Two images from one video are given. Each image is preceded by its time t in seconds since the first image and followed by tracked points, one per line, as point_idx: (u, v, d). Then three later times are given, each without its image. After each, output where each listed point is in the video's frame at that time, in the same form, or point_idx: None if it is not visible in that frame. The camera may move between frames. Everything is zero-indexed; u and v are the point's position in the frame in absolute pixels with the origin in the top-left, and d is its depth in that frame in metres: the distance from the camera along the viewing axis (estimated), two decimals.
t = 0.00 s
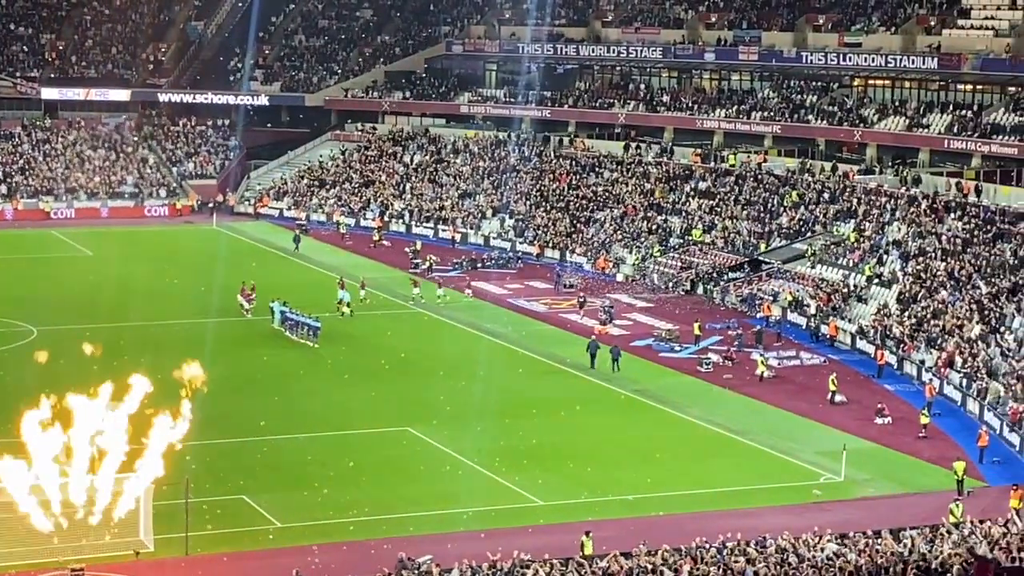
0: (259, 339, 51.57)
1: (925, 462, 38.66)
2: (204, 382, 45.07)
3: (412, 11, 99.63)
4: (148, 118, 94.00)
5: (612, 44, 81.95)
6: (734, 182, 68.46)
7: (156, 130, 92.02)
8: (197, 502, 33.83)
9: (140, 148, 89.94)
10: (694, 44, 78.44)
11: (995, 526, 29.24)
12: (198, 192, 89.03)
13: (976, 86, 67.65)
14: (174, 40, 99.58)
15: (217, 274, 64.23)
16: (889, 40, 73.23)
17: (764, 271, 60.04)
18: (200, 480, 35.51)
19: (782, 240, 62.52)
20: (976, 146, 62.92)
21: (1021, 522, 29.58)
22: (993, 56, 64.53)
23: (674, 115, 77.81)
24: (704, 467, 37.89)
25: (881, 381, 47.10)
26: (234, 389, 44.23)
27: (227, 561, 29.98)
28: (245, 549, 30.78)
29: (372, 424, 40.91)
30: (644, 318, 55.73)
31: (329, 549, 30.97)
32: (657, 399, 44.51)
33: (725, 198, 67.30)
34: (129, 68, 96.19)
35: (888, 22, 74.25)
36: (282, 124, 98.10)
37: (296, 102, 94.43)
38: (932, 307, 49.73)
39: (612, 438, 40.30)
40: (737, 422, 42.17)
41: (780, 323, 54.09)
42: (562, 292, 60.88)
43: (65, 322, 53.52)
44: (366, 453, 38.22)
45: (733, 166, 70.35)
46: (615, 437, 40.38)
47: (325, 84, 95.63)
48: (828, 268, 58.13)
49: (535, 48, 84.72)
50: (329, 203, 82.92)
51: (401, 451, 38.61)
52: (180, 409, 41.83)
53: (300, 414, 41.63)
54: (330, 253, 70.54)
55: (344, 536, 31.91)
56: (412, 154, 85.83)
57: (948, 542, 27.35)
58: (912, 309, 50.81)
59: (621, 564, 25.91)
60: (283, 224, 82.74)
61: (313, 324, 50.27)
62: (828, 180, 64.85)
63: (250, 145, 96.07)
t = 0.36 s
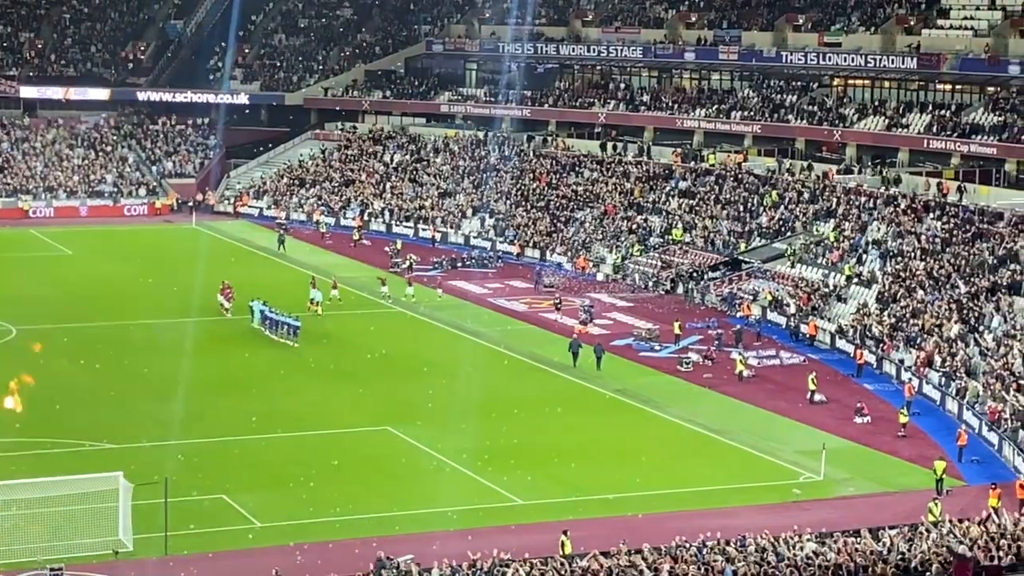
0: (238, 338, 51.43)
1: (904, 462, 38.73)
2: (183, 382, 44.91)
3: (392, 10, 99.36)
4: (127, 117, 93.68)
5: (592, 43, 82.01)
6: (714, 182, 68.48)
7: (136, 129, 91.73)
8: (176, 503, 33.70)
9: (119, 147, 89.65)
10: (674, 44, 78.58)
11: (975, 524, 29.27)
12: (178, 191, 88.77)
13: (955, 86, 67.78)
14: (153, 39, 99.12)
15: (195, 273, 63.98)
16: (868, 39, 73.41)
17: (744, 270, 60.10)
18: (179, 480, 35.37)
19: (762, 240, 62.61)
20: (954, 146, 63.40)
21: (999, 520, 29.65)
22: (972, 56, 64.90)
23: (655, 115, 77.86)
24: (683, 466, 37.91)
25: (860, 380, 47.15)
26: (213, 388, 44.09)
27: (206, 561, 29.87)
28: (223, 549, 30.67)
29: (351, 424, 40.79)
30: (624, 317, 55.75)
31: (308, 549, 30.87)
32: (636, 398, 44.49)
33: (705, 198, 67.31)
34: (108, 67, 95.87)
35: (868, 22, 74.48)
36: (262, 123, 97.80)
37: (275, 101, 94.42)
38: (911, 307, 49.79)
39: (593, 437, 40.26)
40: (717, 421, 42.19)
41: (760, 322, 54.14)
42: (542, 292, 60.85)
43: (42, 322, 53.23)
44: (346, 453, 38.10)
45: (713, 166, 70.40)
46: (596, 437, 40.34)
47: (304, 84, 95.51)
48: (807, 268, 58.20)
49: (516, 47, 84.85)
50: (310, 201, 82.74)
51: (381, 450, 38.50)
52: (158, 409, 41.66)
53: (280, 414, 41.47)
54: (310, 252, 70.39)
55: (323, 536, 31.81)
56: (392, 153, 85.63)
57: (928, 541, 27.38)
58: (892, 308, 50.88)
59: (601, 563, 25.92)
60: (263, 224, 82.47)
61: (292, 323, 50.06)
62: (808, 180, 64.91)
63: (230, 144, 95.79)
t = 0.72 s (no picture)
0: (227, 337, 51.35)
1: (892, 461, 38.74)
2: (171, 381, 44.78)
3: (381, 9, 99.24)
4: (116, 116, 93.47)
5: (581, 43, 81.99)
6: (703, 182, 68.47)
7: (124, 128, 91.59)
8: (164, 501, 33.62)
9: (108, 145, 89.42)
10: (662, 44, 78.67)
11: (963, 523, 29.27)
12: (167, 190, 88.42)
13: (944, 86, 67.82)
14: (142, 37, 98.94)
15: (184, 272, 63.82)
16: (857, 40, 73.62)
17: (733, 270, 60.10)
18: (166, 478, 35.29)
19: (750, 240, 62.63)
20: (943, 146, 63.47)
21: (987, 520, 29.65)
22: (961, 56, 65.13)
23: (643, 114, 77.88)
24: (670, 465, 37.88)
25: (848, 380, 47.16)
26: (201, 387, 43.96)
27: (194, 560, 29.79)
28: (211, 548, 30.59)
29: (338, 423, 40.71)
30: (612, 316, 55.71)
31: (296, 548, 30.78)
32: (624, 397, 44.46)
33: (693, 198, 67.28)
34: (97, 64, 95.73)
35: (856, 22, 74.93)
36: (251, 122, 97.59)
37: (264, 100, 94.31)
38: (899, 306, 49.79)
39: (582, 437, 40.20)
40: (705, 421, 42.18)
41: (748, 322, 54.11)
42: (531, 291, 60.80)
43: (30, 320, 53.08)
44: (333, 452, 38.03)
45: (702, 166, 70.37)
46: (586, 436, 40.28)
47: (294, 82, 95.39)
48: (796, 268, 58.19)
49: (505, 45, 84.76)
50: (298, 200, 82.60)
51: (368, 449, 38.42)
52: (145, 407, 41.55)
53: (268, 413, 41.38)
54: (301, 251, 70.33)
55: (313, 535, 31.73)
56: (381, 152, 85.51)
57: (916, 540, 27.38)
58: (880, 308, 50.88)
59: (589, 562, 25.90)
60: (252, 222, 82.14)
61: (280, 322, 49.95)
62: (796, 179, 64.92)
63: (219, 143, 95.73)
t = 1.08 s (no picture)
0: (224, 334, 51.45)
1: (889, 461, 38.81)
2: (168, 379, 44.81)
3: (379, 8, 99.22)
4: (114, 113, 93.44)
5: (579, 41, 82.04)
6: (700, 181, 68.53)
7: (122, 125, 91.61)
8: (160, 499, 33.64)
9: (105, 143, 89.41)
10: (661, 43, 78.74)
11: (959, 523, 29.30)
12: (165, 187, 88.25)
13: (941, 86, 67.85)
14: (140, 35, 98.93)
15: (182, 270, 63.85)
16: (855, 40, 73.64)
17: (730, 269, 60.13)
18: (163, 477, 35.32)
19: (748, 239, 62.64)
20: (940, 146, 63.51)
21: (982, 520, 29.68)
22: (958, 56, 65.17)
23: (641, 113, 77.95)
24: (668, 464, 37.92)
25: (845, 379, 47.22)
26: (199, 386, 43.99)
27: (192, 558, 29.83)
28: (207, 546, 30.60)
29: (335, 421, 40.74)
30: (609, 315, 55.75)
31: (292, 546, 30.80)
32: (620, 396, 44.50)
33: (691, 197, 67.34)
34: (95, 62, 95.77)
35: (854, 22, 74.55)
36: (249, 120, 97.58)
37: (262, 98, 94.25)
38: (896, 306, 49.83)
39: (580, 436, 40.21)
40: (702, 420, 42.23)
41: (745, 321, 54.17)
42: (528, 290, 60.84)
43: (27, 318, 53.11)
44: (330, 450, 38.05)
45: (699, 165, 70.41)
46: (584, 436, 40.28)
47: (291, 81, 95.37)
48: (793, 267, 58.24)
49: (503, 44, 84.76)
50: (296, 199, 82.61)
51: (366, 448, 38.44)
52: (142, 405, 41.57)
53: (265, 411, 41.40)
54: (300, 250, 70.36)
55: (309, 533, 31.75)
56: (379, 150, 85.50)
57: (913, 540, 27.39)
58: (876, 308, 50.91)
59: (585, 561, 25.95)
60: (249, 221, 82.14)
61: (276, 321, 50.05)
62: (793, 179, 64.96)
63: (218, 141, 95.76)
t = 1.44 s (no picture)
0: (230, 331, 51.56)
1: (894, 460, 38.76)
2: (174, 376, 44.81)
3: (385, 6, 99.29)
4: (119, 111, 93.50)
5: (585, 40, 82.03)
6: (706, 179, 68.46)
7: (128, 122, 91.65)
8: (166, 496, 33.67)
9: (111, 141, 89.46)
10: (667, 41, 78.57)
11: (964, 522, 29.23)
12: (171, 185, 88.23)
13: (948, 85, 67.93)
14: (145, 33, 99.00)
15: (188, 268, 63.92)
16: (861, 38, 73.49)
17: (736, 267, 60.03)
18: (168, 473, 35.34)
19: (754, 238, 62.56)
20: (947, 145, 63.39)
21: (989, 519, 29.63)
22: (965, 56, 65.17)
23: (647, 111, 77.80)
24: (673, 463, 37.87)
25: (850, 378, 47.16)
26: (204, 382, 44.01)
27: (197, 555, 29.82)
28: (210, 544, 30.59)
29: (341, 419, 40.73)
30: (615, 314, 55.72)
31: (297, 544, 30.80)
32: (626, 395, 44.45)
33: (697, 195, 67.28)
34: (101, 59, 95.89)
35: (861, 21, 74.47)
36: (254, 118, 97.64)
37: (267, 96, 94.23)
38: (902, 306, 49.73)
39: (585, 435, 40.17)
40: (707, 418, 42.20)
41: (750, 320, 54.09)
42: (534, 288, 60.82)
43: (32, 315, 53.17)
44: (335, 448, 38.05)
45: (705, 164, 70.31)
46: (589, 434, 40.24)
47: (297, 78, 95.29)
48: (799, 266, 58.16)
49: (509, 42, 84.76)
50: (301, 197, 82.60)
51: (370, 446, 38.40)
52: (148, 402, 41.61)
53: (271, 408, 41.44)
54: (306, 247, 70.36)
55: (313, 531, 31.74)
56: (384, 148, 85.50)
57: (918, 540, 27.33)
58: (883, 307, 50.81)
59: (591, 560, 25.94)
60: (255, 218, 82.13)
61: (280, 318, 50.11)
62: (799, 178, 64.92)
63: (224, 138, 95.86)
